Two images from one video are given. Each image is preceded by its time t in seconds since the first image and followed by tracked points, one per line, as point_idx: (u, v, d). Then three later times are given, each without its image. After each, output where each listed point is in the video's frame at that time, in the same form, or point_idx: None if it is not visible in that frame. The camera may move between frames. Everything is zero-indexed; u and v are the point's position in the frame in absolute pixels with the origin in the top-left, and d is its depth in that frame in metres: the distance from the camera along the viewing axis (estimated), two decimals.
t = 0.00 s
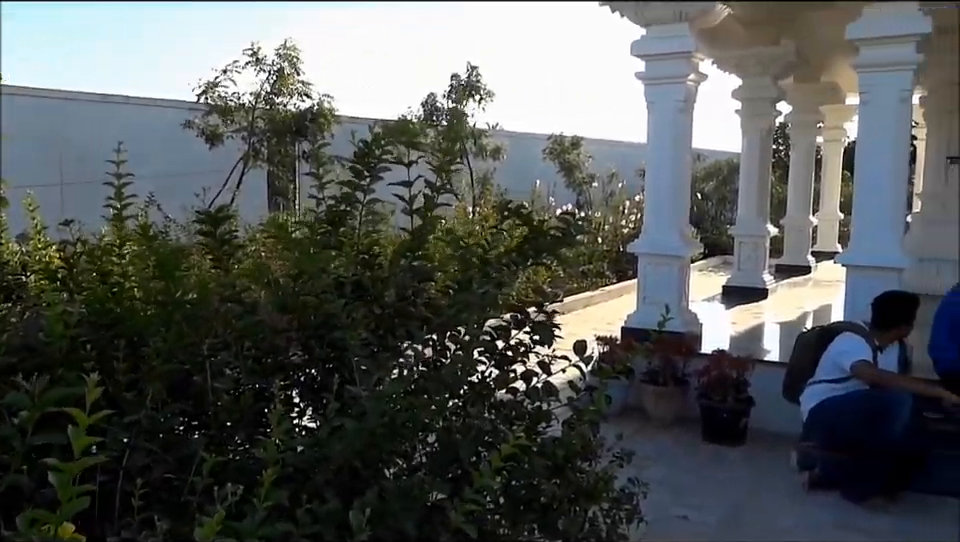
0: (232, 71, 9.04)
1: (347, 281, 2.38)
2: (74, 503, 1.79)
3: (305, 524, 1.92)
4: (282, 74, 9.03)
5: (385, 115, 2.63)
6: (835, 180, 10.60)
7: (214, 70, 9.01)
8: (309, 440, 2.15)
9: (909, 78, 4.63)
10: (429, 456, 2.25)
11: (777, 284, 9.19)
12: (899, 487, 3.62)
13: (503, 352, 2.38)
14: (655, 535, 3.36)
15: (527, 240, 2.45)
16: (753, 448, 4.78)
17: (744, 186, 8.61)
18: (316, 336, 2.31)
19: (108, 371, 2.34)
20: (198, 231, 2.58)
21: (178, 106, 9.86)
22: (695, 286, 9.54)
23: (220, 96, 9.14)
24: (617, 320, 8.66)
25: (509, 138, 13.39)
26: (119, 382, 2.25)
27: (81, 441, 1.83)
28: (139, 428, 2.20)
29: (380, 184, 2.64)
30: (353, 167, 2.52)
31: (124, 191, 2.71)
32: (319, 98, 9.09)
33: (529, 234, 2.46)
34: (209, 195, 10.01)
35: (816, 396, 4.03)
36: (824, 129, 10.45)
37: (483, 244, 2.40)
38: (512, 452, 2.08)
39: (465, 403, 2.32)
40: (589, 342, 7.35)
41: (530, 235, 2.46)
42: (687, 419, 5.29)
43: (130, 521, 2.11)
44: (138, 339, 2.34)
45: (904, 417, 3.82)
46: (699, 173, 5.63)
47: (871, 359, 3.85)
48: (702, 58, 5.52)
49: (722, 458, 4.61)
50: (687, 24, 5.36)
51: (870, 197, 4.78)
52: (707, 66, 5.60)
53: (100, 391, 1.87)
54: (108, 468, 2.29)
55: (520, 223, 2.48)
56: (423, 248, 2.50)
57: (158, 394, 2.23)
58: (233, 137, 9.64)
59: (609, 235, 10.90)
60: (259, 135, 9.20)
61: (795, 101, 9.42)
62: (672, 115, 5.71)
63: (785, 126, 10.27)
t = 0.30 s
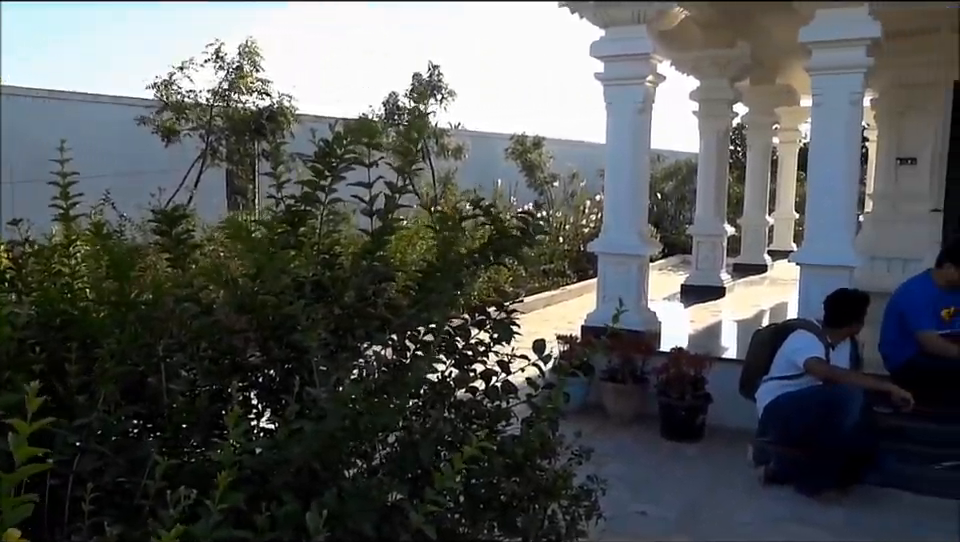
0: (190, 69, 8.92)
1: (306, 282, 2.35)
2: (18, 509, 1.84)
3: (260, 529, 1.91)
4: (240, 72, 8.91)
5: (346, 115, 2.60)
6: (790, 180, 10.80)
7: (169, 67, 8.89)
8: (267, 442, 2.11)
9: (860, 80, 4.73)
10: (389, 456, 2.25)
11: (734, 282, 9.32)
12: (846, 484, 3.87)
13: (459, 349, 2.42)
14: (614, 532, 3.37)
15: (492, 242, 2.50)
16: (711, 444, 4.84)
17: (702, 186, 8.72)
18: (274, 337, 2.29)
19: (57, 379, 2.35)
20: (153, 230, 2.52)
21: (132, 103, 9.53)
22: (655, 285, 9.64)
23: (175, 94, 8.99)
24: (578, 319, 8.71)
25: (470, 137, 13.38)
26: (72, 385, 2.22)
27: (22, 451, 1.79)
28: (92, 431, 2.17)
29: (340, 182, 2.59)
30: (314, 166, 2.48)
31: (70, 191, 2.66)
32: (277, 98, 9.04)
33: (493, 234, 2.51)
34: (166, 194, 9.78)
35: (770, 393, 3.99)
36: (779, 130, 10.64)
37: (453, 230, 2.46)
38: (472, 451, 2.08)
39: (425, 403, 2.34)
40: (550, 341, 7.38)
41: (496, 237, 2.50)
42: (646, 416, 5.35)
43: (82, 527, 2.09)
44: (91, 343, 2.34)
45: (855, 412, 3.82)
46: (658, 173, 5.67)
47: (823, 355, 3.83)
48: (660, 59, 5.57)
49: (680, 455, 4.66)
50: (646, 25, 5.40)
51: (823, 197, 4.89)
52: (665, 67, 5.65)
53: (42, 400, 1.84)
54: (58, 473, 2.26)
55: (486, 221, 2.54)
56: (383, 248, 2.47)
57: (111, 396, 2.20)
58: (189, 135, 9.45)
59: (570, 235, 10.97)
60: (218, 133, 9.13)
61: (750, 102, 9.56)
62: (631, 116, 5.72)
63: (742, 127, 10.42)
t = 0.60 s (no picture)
0: (150, 64, 8.77)
1: (267, 281, 2.35)
2: None
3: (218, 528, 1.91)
4: (199, 69, 8.82)
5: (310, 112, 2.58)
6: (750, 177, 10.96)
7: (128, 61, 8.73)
8: (227, 442, 2.12)
9: (815, 80, 4.82)
10: (352, 455, 2.27)
11: (695, 278, 9.44)
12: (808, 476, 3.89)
13: (424, 348, 2.42)
14: (577, 528, 3.41)
15: (453, 238, 2.47)
16: (673, 438, 4.89)
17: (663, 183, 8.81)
18: (234, 336, 2.29)
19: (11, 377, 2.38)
20: (108, 229, 2.51)
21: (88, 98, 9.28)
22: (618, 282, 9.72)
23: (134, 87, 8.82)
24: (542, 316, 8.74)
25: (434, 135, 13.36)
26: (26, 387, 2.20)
27: None
28: (46, 434, 2.16)
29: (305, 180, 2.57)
30: (277, 162, 2.47)
31: (28, 189, 2.62)
32: (239, 94, 8.92)
33: (454, 231, 2.48)
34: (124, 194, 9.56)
35: (732, 387, 4.05)
36: (741, 129, 10.76)
37: (423, 223, 2.46)
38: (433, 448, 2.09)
39: (387, 400, 2.33)
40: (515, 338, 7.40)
41: (457, 234, 2.47)
42: (609, 412, 5.39)
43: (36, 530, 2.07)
44: (42, 343, 2.35)
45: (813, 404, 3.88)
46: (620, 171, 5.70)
47: (782, 349, 3.91)
48: (621, 58, 5.60)
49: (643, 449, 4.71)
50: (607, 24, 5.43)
51: (781, 194, 4.96)
52: (627, 65, 5.68)
53: None
54: (12, 477, 2.23)
55: (442, 224, 2.53)
56: (349, 247, 2.47)
57: (64, 399, 2.18)
58: (149, 133, 9.28)
59: (535, 233, 11.00)
60: (177, 131, 8.99)
61: (711, 101, 9.69)
62: (593, 115, 5.75)
63: (703, 125, 10.55)
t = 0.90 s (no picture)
0: (109, 62, 8.62)
1: (225, 282, 2.35)
2: None
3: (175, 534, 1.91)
4: (158, 66, 8.68)
5: (269, 113, 2.57)
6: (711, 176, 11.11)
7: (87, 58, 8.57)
8: (186, 445, 2.14)
9: (772, 80, 4.91)
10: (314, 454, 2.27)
11: (658, 275, 9.53)
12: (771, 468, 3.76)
13: (385, 349, 2.42)
14: (542, 526, 3.42)
15: (410, 237, 2.47)
16: (636, 434, 4.94)
17: (626, 182, 8.88)
18: (193, 340, 2.28)
19: None
20: (59, 231, 2.48)
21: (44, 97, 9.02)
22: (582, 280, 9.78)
23: (93, 85, 8.64)
24: (506, 315, 8.76)
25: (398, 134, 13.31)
26: None
27: None
28: None
29: (264, 179, 2.51)
30: (235, 162, 2.40)
31: None
32: (199, 92, 8.79)
33: (412, 229, 2.48)
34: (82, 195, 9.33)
35: (694, 383, 4.28)
36: (701, 128, 10.95)
37: (384, 223, 2.40)
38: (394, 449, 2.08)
39: (349, 401, 2.33)
40: (480, 337, 7.41)
41: (414, 232, 2.48)
42: (574, 409, 5.43)
43: None
44: None
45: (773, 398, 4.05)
46: (583, 170, 5.72)
47: (741, 346, 4.09)
48: (583, 57, 5.62)
49: (607, 446, 4.73)
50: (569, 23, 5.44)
51: (738, 191, 5.05)
52: (589, 64, 5.70)
53: None
54: None
55: (403, 220, 2.54)
56: (309, 247, 2.46)
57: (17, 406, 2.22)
58: (107, 130, 9.09)
59: (499, 232, 11.04)
60: (137, 130, 8.84)
61: (673, 100, 9.78)
62: (556, 114, 5.76)
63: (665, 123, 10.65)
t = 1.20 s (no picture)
0: (67, 60, 8.43)
1: (185, 283, 2.32)
2: None
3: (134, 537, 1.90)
4: (117, 64, 8.52)
5: (228, 112, 2.53)
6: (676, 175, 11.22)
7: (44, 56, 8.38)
8: (145, 449, 2.12)
9: (732, 80, 4.95)
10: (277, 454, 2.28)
11: (624, 274, 9.59)
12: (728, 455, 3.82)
13: (349, 348, 2.42)
14: (510, 524, 3.42)
15: (374, 235, 2.48)
16: (602, 431, 4.97)
17: (591, 181, 8.92)
18: (153, 341, 2.24)
19: None
20: (14, 232, 2.44)
21: None
22: (548, 278, 9.81)
23: (50, 86, 8.42)
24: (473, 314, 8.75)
25: (364, 134, 13.22)
26: None
27: None
28: None
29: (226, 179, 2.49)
30: (197, 162, 2.39)
31: None
32: (160, 91, 8.65)
33: (377, 227, 2.49)
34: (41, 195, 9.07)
35: (658, 379, 4.11)
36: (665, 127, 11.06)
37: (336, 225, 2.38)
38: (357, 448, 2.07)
39: (313, 401, 2.31)
40: (447, 337, 7.40)
41: (379, 229, 2.49)
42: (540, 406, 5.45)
43: None
44: None
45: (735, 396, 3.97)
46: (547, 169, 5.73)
47: (705, 341, 3.98)
48: (546, 57, 5.63)
49: (572, 444, 4.75)
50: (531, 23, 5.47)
51: (700, 190, 5.10)
52: (552, 64, 5.72)
53: None
54: None
55: (368, 215, 2.55)
56: (271, 247, 2.45)
57: None
58: (65, 130, 8.87)
59: (466, 231, 11.04)
60: (96, 129, 8.64)
61: (637, 101, 9.86)
62: (520, 113, 5.77)
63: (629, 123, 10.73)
